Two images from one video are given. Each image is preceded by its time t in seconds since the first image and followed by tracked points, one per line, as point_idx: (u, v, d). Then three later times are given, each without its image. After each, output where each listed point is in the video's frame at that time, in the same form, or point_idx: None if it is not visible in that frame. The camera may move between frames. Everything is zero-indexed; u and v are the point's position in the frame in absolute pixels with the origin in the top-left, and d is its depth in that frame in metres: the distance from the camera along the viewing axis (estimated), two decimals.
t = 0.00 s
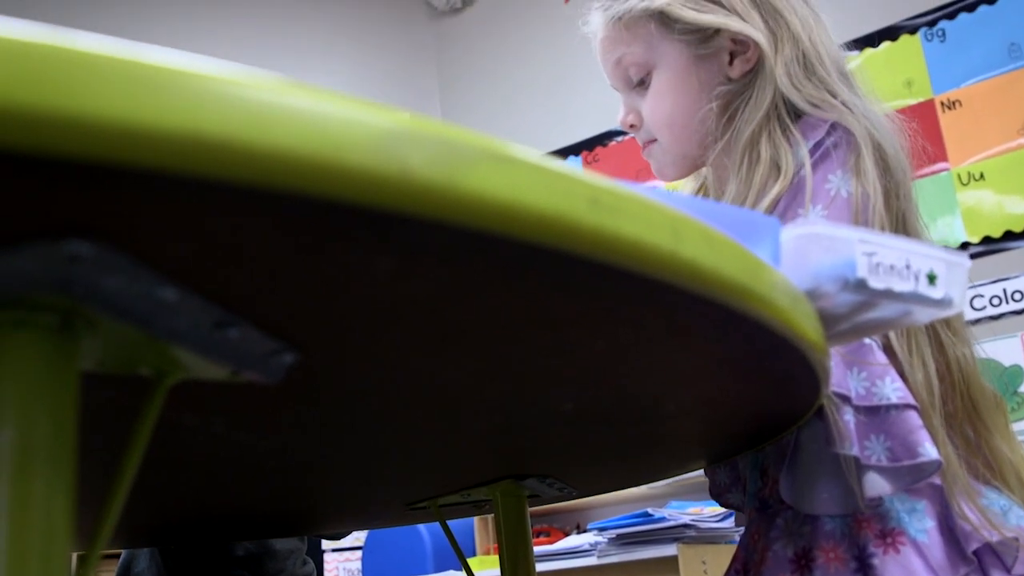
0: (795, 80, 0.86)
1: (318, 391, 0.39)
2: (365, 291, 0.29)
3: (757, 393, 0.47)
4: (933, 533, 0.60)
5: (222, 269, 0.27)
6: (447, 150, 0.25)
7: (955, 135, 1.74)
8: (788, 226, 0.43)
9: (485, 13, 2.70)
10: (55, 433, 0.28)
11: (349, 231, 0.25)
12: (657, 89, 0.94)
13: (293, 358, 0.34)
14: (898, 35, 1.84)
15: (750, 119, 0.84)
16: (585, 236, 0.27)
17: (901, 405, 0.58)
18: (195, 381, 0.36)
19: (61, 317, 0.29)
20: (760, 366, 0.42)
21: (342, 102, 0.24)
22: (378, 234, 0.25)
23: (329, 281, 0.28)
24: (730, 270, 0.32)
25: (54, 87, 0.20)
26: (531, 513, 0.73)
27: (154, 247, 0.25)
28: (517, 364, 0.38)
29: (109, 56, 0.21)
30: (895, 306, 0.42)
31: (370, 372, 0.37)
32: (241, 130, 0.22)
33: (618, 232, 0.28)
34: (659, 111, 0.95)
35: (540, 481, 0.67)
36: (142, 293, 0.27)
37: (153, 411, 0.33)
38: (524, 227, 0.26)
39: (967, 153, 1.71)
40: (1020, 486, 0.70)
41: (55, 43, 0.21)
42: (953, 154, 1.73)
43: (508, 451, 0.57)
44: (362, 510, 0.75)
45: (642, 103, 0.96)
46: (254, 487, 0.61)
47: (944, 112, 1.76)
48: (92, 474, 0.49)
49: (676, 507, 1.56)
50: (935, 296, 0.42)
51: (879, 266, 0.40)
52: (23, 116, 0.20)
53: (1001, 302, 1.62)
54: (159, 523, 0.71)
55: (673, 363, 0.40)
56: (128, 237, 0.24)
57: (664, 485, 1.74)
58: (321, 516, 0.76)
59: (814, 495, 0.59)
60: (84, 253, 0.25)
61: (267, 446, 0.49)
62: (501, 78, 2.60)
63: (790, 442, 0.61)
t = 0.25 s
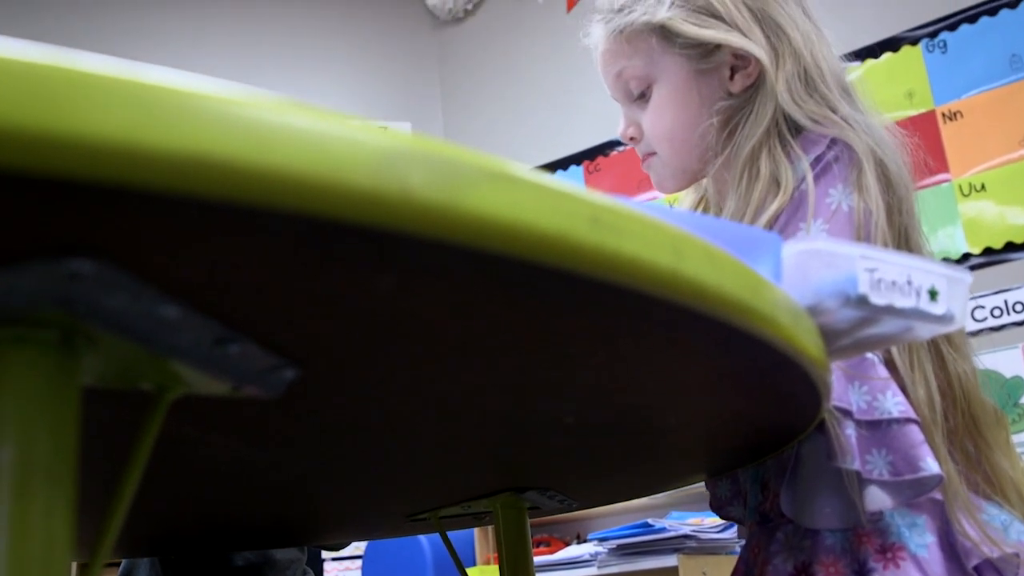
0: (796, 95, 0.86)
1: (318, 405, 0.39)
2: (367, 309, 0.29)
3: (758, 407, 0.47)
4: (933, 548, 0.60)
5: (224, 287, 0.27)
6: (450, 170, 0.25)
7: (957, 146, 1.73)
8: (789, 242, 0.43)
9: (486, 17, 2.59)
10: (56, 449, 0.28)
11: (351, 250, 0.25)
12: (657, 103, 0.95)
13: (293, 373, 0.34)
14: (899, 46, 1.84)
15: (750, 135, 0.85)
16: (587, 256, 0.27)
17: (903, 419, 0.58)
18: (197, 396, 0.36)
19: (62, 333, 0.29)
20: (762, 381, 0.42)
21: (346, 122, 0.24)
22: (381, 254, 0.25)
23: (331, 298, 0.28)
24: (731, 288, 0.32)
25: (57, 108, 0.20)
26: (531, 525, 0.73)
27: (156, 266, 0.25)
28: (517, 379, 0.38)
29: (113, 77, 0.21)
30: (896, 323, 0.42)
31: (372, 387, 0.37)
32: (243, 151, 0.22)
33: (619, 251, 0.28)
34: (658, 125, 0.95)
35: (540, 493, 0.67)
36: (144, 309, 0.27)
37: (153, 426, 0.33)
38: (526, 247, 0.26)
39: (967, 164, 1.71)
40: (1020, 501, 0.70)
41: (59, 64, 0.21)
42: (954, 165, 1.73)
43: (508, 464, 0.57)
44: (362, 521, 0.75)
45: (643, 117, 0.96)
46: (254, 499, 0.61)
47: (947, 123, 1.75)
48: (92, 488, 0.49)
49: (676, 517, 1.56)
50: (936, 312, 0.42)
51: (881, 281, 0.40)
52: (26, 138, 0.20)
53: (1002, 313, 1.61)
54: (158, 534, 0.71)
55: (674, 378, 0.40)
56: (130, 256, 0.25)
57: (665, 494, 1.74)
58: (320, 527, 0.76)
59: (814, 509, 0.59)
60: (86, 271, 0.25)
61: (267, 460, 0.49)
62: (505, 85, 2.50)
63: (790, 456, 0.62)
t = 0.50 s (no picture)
0: (796, 110, 0.87)
1: (321, 419, 0.39)
2: (370, 325, 0.29)
3: (759, 421, 0.46)
4: (936, 562, 0.60)
5: (228, 304, 0.27)
6: (452, 188, 0.25)
7: (959, 156, 1.70)
8: (791, 257, 0.43)
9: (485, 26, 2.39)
10: (59, 465, 0.28)
11: (354, 268, 0.25)
12: (658, 117, 0.95)
13: (295, 388, 0.34)
14: (902, 55, 1.81)
15: (751, 150, 0.85)
16: (589, 273, 0.27)
17: (905, 433, 0.58)
18: (199, 410, 0.36)
19: (65, 349, 0.29)
20: (764, 396, 0.42)
21: (348, 140, 0.24)
22: (384, 272, 0.25)
23: (334, 314, 0.28)
24: (733, 304, 0.32)
25: (60, 128, 0.20)
26: (532, 537, 0.73)
27: (160, 283, 0.25)
28: (519, 393, 0.38)
29: (115, 97, 0.21)
30: (899, 337, 0.42)
31: (374, 401, 0.37)
32: (245, 169, 0.22)
33: (623, 269, 0.28)
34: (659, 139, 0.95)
35: (541, 505, 0.67)
36: (147, 326, 0.27)
37: (155, 441, 0.33)
38: (529, 264, 0.26)
39: (968, 174, 1.68)
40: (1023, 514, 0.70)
41: (62, 83, 0.21)
42: (956, 176, 1.70)
43: (509, 476, 0.57)
44: (362, 532, 0.75)
45: (644, 130, 0.97)
46: (255, 510, 0.61)
47: (948, 134, 1.73)
48: (94, 500, 0.49)
49: (677, 527, 1.56)
50: (938, 326, 0.42)
51: (882, 296, 0.40)
52: (28, 159, 0.20)
53: (1005, 323, 1.58)
54: (159, 544, 0.71)
55: (677, 393, 0.40)
56: (134, 274, 0.25)
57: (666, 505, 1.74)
58: (321, 538, 0.76)
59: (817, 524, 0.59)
60: (90, 289, 0.25)
61: (269, 473, 0.49)
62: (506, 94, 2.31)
63: (792, 469, 0.61)
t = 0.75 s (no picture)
0: (799, 122, 0.87)
1: (324, 433, 0.39)
2: (372, 340, 0.29)
3: (762, 435, 0.46)
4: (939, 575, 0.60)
5: (232, 320, 0.27)
6: (455, 206, 0.25)
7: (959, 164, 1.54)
8: (795, 270, 0.43)
9: (490, 33, 2.14)
10: (63, 479, 0.28)
11: (358, 285, 0.25)
12: (660, 130, 0.95)
13: (298, 402, 0.34)
14: (903, 64, 1.63)
15: (754, 162, 0.86)
16: (591, 290, 0.27)
17: (907, 446, 0.58)
18: (202, 423, 0.36)
19: (68, 364, 0.29)
20: (767, 410, 0.42)
21: (350, 158, 0.24)
22: (387, 288, 0.25)
23: (339, 331, 0.28)
24: (735, 319, 0.32)
25: (61, 147, 0.20)
26: (534, 547, 0.73)
27: (165, 299, 0.25)
28: (521, 408, 0.38)
29: (115, 114, 0.21)
30: (902, 351, 0.42)
31: (377, 415, 0.37)
32: (247, 188, 0.22)
33: (626, 286, 0.28)
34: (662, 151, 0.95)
35: (543, 516, 0.67)
36: (152, 341, 0.27)
37: (157, 456, 0.33)
38: (531, 281, 0.26)
39: (970, 182, 1.51)
40: None
41: (62, 101, 0.21)
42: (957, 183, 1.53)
43: (510, 488, 0.57)
44: (364, 542, 0.74)
45: (647, 143, 0.96)
46: (257, 522, 0.61)
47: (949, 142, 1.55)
48: (97, 512, 0.49)
49: (678, 537, 1.56)
50: (941, 340, 0.42)
51: (885, 310, 0.40)
52: (31, 178, 0.20)
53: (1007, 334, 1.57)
54: (160, 554, 0.71)
55: (680, 407, 0.40)
56: (139, 290, 0.25)
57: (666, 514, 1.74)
58: (323, 548, 0.76)
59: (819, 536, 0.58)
60: (95, 305, 0.25)
61: (271, 485, 0.49)
62: (511, 104, 2.06)
63: (794, 481, 0.61)
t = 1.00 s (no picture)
0: (801, 135, 0.88)
1: (328, 445, 0.39)
2: (376, 355, 0.29)
3: (765, 447, 0.46)
4: None
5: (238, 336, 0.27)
6: (460, 222, 0.25)
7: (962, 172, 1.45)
8: (797, 283, 0.43)
9: (493, 42, 2.02)
10: (68, 493, 0.28)
11: (362, 302, 0.25)
12: (662, 141, 0.94)
13: (302, 415, 0.34)
14: (905, 73, 1.54)
15: (756, 174, 0.86)
16: (595, 305, 0.27)
17: (911, 457, 0.58)
18: (206, 436, 0.36)
19: (73, 378, 0.29)
20: (771, 422, 0.42)
21: (355, 175, 0.24)
22: (393, 304, 0.25)
23: (343, 346, 0.28)
24: (738, 333, 0.32)
25: (65, 166, 0.20)
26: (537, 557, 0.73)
27: (172, 315, 0.25)
28: (524, 420, 0.38)
29: (121, 131, 0.21)
30: (905, 363, 0.42)
31: (380, 428, 0.37)
32: (253, 205, 0.22)
33: (630, 301, 0.28)
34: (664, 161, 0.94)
35: (546, 526, 0.67)
36: (158, 356, 0.27)
37: (162, 469, 0.33)
38: (535, 298, 0.26)
39: (972, 190, 1.43)
40: None
41: (68, 119, 0.21)
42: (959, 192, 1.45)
43: (512, 498, 0.57)
44: (367, 552, 0.74)
45: (648, 154, 0.96)
46: (260, 533, 0.61)
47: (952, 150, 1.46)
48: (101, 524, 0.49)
49: (680, 545, 1.55)
50: (945, 353, 0.42)
51: (889, 322, 0.40)
52: (37, 197, 0.20)
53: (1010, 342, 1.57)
54: (163, 564, 0.71)
55: (682, 420, 0.40)
56: (146, 306, 0.25)
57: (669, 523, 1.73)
58: (326, 557, 0.76)
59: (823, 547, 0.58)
60: (102, 322, 0.25)
61: (274, 497, 0.49)
62: (515, 112, 1.95)
63: (797, 491, 0.61)
